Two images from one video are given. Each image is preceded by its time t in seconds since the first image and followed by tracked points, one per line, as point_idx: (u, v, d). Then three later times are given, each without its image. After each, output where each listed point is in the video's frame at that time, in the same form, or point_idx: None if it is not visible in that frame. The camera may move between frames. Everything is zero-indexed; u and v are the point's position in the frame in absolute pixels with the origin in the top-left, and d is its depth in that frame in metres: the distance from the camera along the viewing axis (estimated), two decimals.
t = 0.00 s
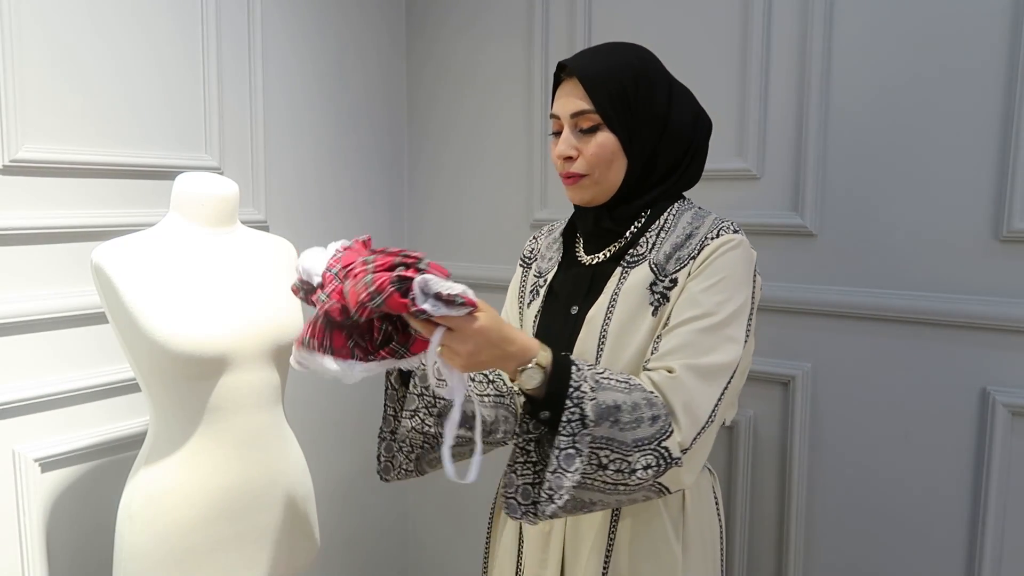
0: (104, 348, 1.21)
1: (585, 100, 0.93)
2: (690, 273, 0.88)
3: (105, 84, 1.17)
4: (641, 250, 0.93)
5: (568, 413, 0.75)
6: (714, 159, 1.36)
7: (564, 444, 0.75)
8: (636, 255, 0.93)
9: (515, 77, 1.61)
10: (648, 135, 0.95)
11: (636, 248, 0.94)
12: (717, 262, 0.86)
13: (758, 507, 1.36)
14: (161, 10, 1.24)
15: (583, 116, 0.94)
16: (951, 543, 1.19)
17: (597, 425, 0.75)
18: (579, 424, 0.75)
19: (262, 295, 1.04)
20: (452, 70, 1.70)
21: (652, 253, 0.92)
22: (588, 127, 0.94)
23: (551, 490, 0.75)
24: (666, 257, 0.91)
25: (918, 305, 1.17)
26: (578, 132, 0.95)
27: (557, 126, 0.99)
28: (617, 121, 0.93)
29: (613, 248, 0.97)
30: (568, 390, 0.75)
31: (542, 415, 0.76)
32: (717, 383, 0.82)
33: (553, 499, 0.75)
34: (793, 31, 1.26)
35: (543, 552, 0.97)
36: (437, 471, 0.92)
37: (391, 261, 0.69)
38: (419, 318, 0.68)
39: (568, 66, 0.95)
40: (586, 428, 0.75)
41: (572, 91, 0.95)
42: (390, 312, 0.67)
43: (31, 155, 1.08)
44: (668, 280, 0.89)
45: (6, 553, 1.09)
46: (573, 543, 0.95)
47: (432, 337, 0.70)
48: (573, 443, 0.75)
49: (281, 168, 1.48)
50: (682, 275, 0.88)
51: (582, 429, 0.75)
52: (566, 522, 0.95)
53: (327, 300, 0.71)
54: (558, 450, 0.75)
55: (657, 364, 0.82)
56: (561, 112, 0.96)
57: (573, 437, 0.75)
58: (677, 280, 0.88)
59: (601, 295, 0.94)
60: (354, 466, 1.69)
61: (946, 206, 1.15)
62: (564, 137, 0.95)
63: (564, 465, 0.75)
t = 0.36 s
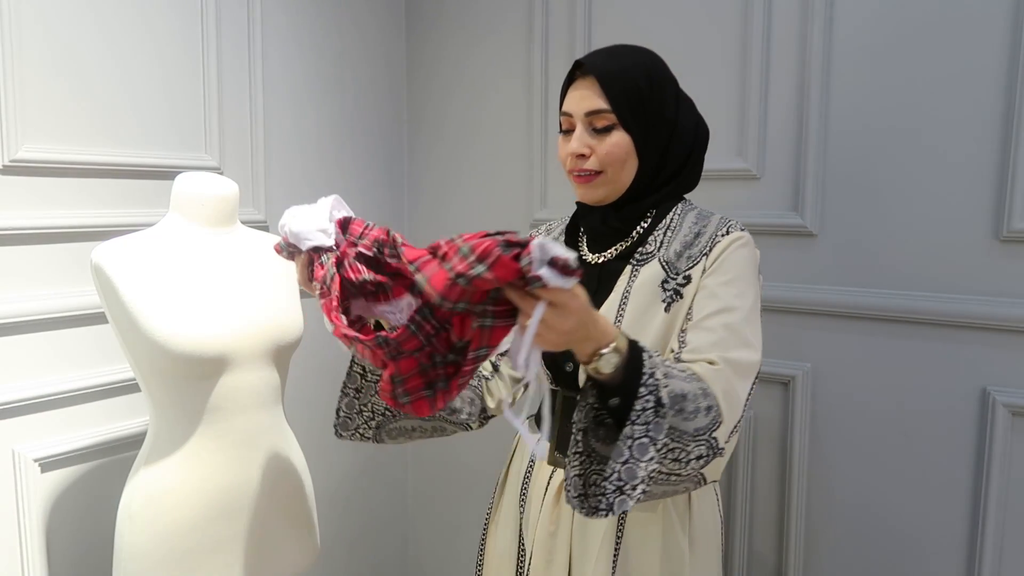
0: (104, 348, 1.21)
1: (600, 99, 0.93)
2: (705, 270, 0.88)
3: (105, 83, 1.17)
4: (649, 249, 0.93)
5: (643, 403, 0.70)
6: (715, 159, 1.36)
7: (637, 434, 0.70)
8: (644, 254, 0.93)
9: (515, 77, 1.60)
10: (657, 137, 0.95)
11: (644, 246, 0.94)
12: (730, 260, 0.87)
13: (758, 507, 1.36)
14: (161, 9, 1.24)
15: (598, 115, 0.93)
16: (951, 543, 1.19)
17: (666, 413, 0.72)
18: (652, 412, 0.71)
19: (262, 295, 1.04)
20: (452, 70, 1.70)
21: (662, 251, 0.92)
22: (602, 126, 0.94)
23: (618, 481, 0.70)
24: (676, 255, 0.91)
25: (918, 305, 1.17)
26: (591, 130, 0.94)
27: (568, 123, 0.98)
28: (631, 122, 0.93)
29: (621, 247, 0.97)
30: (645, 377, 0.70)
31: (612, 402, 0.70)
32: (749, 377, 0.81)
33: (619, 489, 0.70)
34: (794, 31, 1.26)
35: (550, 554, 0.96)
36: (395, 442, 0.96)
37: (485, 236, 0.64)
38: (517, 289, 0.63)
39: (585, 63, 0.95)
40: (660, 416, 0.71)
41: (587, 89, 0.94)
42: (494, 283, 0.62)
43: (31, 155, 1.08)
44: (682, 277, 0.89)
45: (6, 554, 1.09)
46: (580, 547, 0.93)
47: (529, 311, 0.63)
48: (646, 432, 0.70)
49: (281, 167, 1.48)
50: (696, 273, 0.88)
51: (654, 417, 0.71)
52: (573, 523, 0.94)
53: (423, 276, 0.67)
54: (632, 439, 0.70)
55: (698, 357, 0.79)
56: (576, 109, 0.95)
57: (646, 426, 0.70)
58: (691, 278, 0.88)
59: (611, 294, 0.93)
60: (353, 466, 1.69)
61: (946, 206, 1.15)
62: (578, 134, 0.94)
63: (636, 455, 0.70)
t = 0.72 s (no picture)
0: (104, 348, 1.21)
1: (606, 98, 0.94)
2: (721, 266, 0.89)
3: (105, 83, 1.17)
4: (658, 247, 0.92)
5: (736, 368, 0.69)
6: (715, 159, 1.36)
7: (735, 401, 0.69)
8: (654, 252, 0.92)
9: (515, 76, 1.60)
10: (660, 139, 0.96)
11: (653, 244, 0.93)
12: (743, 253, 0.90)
13: (758, 507, 1.36)
14: (160, 8, 1.24)
15: (602, 112, 0.94)
16: (951, 543, 1.19)
17: (758, 380, 0.70)
18: (746, 378, 0.70)
19: (262, 296, 1.04)
20: (453, 70, 1.70)
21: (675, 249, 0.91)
22: (606, 123, 0.94)
23: (723, 455, 0.69)
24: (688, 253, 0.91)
25: (917, 305, 1.17)
26: (594, 127, 0.95)
27: (571, 121, 0.98)
28: (634, 122, 0.94)
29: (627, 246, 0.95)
30: (731, 339, 0.69)
31: (707, 371, 0.69)
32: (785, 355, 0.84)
33: (725, 463, 0.69)
34: (794, 30, 1.26)
35: (560, 554, 0.96)
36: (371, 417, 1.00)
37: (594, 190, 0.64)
38: (641, 243, 0.62)
39: (594, 60, 0.96)
40: (753, 382, 0.70)
41: (595, 86, 0.95)
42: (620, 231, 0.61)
43: (31, 155, 1.08)
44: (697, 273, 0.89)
45: (7, 554, 1.09)
46: (591, 543, 0.95)
47: (654, 263, 0.62)
48: (743, 399, 0.70)
49: (280, 167, 1.48)
50: (711, 269, 0.89)
51: (748, 384, 0.70)
52: (584, 522, 0.95)
53: (528, 246, 0.65)
54: (730, 408, 0.69)
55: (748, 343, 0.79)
56: (581, 106, 0.96)
57: (742, 393, 0.69)
58: (706, 274, 0.89)
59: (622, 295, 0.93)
60: (353, 466, 1.69)
61: (946, 206, 1.15)
62: (580, 130, 0.95)
63: (738, 424, 0.70)
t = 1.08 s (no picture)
0: (104, 348, 1.21)
1: (613, 94, 0.94)
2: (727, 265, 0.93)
3: (105, 83, 1.17)
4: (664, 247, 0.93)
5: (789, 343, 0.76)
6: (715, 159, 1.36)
7: (792, 375, 0.75)
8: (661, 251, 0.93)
9: (515, 77, 1.61)
10: (664, 137, 0.96)
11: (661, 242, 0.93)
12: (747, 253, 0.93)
13: (758, 507, 1.36)
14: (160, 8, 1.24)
15: (609, 108, 0.95)
16: (951, 543, 1.19)
17: (810, 356, 0.77)
18: (799, 354, 0.77)
19: (262, 296, 1.04)
20: (452, 70, 1.70)
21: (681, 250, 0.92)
22: (613, 120, 0.95)
23: (786, 429, 0.75)
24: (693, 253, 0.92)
25: (917, 305, 1.17)
26: (601, 124, 0.96)
27: (577, 117, 0.99)
28: (640, 118, 0.94)
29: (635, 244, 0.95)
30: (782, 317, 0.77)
31: (763, 347, 0.76)
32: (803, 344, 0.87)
33: (788, 437, 0.75)
34: (794, 30, 1.26)
35: (563, 555, 0.96)
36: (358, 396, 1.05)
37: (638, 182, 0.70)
38: (695, 214, 0.68)
39: (599, 56, 0.96)
40: (804, 357, 0.77)
41: (602, 82, 0.95)
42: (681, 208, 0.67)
43: (30, 155, 1.08)
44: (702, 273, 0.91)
45: (7, 554, 1.09)
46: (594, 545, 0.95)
47: (711, 232, 0.68)
48: (799, 373, 0.76)
49: (280, 167, 1.48)
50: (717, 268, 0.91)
51: (802, 359, 0.77)
52: (587, 524, 0.95)
53: (596, 255, 0.71)
54: (789, 382, 0.75)
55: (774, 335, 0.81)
56: (589, 102, 0.96)
57: (798, 366, 0.76)
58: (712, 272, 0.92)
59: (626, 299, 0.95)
60: (353, 466, 1.69)
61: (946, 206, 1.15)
62: (588, 127, 0.96)
63: (796, 398, 0.75)
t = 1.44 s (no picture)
0: (104, 347, 1.21)
1: (608, 91, 0.95)
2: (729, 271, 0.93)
3: (105, 83, 1.17)
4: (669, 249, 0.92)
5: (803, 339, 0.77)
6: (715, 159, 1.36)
7: (807, 370, 0.76)
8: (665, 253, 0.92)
9: (515, 77, 1.61)
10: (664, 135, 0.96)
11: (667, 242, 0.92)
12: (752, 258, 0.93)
13: (757, 507, 1.36)
14: (160, 8, 1.24)
15: (603, 105, 0.95)
16: (951, 543, 1.19)
17: (824, 353, 0.78)
18: (813, 350, 0.77)
19: (262, 295, 1.04)
20: (453, 70, 1.70)
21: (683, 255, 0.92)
22: (608, 117, 0.96)
23: (798, 424, 0.76)
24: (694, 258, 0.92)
25: (916, 305, 1.17)
26: (596, 121, 0.96)
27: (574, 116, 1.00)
28: (636, 116, 0.95)
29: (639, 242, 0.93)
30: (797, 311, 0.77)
31: (779, 338, 0.75)
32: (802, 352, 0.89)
33: (800, 432, 0.76)
34: (795, 30, 1.26)
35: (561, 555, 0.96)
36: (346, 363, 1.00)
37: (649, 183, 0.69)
38: (710, 200, 0.67)
39: (598, 56, 0.97)
40: (819, 353, 0.78)
41: (598, 81, 0.96)
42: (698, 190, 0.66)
43: (31, 155, 1.08)
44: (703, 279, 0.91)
45: (7, 554, 1.10)
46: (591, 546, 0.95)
47: (725, 219, 0.66)
48: (813, 368, 0.76)
49: (280, 168, 1.48)
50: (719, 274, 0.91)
51: (816, 355, 0.77)
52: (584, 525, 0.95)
53: (620, 251, 0.67)
54: (803, 377, 0.76)
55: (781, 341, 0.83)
56: (584, 100, 0.97)
57: (812, 362, 0.77)
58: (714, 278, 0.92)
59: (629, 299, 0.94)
60: (353, 466, 1.69)
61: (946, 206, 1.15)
62: (582, 124, 0.97)
63: (810, 394, 0.76)
